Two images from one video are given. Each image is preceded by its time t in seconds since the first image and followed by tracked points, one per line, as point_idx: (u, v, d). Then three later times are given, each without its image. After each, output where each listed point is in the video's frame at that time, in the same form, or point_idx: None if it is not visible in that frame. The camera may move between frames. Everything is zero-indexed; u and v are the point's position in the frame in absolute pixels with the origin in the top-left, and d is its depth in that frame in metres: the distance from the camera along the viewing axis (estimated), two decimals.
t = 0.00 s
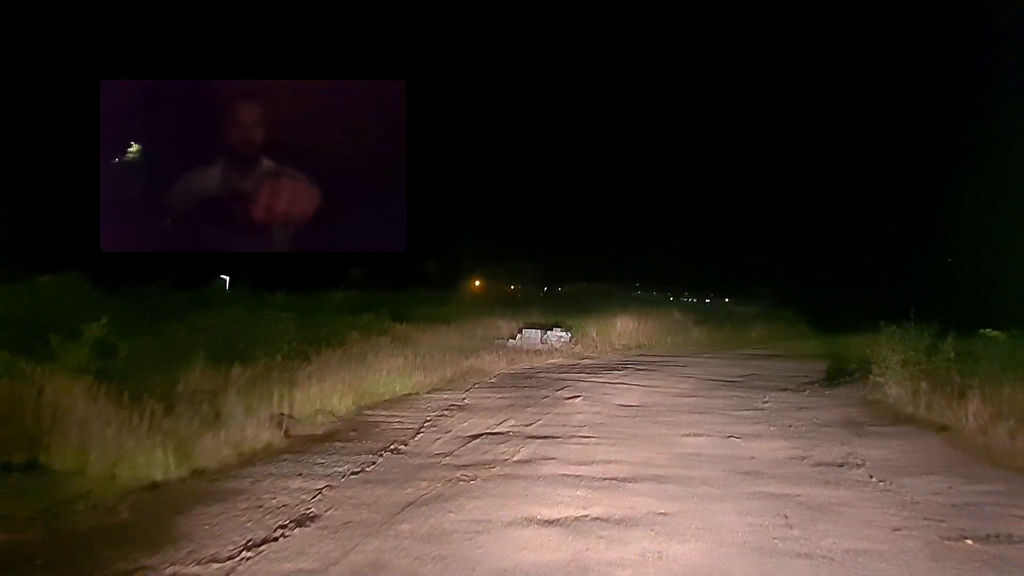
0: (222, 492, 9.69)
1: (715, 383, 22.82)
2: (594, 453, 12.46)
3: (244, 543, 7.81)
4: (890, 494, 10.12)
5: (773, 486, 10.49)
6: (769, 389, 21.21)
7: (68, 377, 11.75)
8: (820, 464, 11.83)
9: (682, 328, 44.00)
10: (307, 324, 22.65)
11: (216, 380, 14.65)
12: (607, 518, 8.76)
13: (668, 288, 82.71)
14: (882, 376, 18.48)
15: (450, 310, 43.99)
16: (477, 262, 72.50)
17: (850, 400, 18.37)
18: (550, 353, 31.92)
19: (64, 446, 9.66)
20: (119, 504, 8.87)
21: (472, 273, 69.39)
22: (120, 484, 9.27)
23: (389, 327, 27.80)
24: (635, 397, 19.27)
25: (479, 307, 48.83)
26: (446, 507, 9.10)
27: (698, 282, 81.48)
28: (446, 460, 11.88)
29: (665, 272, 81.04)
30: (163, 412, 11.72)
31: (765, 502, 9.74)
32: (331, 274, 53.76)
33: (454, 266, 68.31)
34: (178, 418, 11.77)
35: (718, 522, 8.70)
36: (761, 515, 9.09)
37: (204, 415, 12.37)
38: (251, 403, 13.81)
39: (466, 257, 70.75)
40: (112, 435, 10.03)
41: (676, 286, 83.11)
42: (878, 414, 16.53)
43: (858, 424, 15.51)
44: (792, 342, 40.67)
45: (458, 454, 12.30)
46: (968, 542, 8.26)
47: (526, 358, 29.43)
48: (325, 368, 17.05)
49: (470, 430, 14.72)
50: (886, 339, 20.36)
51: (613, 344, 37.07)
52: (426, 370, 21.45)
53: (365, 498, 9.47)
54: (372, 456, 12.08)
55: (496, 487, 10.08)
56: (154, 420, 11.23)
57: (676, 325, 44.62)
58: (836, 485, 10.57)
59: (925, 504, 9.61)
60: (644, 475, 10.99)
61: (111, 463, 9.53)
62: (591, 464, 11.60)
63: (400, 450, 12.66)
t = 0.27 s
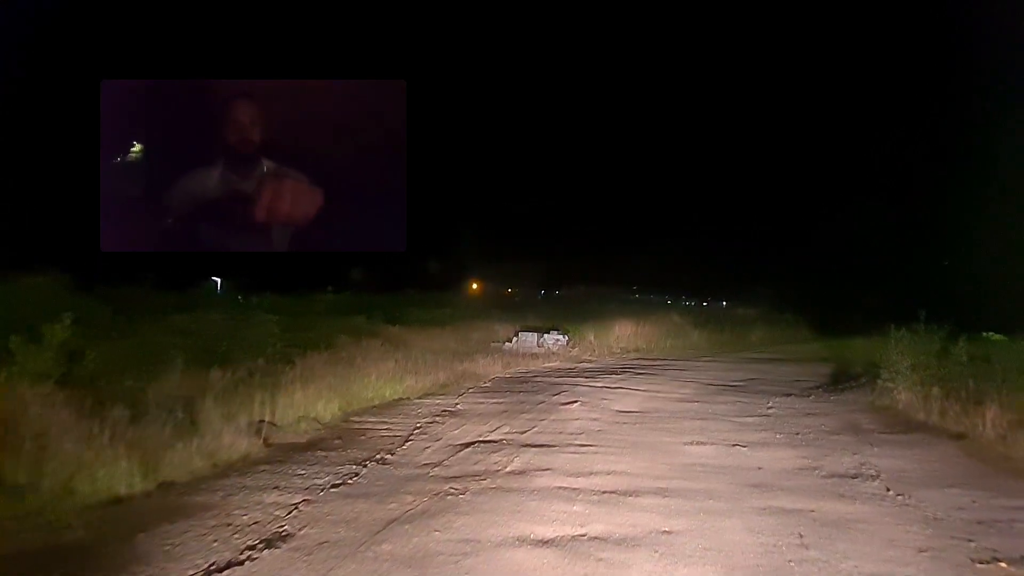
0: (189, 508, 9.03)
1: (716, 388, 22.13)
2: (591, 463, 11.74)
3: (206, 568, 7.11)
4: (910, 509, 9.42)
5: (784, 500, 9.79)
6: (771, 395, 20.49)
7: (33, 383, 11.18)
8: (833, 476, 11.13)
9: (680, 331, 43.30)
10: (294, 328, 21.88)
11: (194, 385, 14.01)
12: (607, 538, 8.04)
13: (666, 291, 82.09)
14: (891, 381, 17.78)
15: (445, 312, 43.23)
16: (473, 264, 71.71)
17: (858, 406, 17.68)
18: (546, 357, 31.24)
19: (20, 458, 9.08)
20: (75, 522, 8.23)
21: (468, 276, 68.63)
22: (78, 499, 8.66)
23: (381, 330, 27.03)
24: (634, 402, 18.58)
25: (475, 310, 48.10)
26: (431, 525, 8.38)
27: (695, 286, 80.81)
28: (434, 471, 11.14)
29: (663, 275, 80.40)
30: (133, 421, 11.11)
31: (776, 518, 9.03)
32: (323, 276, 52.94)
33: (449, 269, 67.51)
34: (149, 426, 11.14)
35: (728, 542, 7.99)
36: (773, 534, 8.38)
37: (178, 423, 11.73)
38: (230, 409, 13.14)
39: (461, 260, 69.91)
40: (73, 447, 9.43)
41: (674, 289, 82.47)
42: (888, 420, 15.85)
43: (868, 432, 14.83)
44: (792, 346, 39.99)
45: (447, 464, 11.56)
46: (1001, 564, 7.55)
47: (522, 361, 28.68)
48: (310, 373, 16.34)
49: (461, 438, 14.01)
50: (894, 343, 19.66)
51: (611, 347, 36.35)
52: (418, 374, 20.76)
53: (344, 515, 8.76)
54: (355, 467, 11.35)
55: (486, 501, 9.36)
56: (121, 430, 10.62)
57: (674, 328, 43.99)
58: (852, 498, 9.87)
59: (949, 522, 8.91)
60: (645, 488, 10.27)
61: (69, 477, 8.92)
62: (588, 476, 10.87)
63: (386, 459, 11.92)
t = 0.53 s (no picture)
0: (151, 525, 8.47)
1: (718, 392, 21.41)
2: (589, 475, 11.01)
3: None
4: (934, 527, 8.74)
5: (798, 517, 9.07)
6: (775, 399, 19.81)
7: None
8: (847, 489, 10.43)
9: (679, 332, 42.64)
10: (282, 330, 21.18)
11: (170, 389, 13.38)
12: (604, 563, 7.33)
13: (664, 292, 81.41)
14: (901, 386, 17.11)
15: (440, 313, 42.51)
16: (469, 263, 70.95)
17: (866, 412, 17.01)
18: (542, 358, 30.52)
19: None
20: (20, 544, 7.69)
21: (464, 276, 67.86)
22: (29, 518, 8.17)
23: (373, 331, 26.30)
24: (632, 407, 17.88)
25: (470, 310, 47.41)
26: (412, 549, 7.66)
27: (693, 287, 80.20)
28: (420, 484, 10.43)
29: (660, 274, 79.73)
30: (97, 432, 10.56)
31: (790, 538, 8.33)
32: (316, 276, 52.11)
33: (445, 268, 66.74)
34: (119, 434, 10.59)
35: (738, 568, 7.29)
36: (786, 557, 7.70)
37: (150, 430, 11.15)
38: (208, 416, 12.53)
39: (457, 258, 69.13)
40: (27, 466, 8.97)
41: (672, 290, 81.82)
42: (899, 427, 15.16)
43: (879, 439, 14.14)
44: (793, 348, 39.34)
45: (435, 476, 10.84)
46: None
47: (518, 363, 27.98)
48: (296, 376, 15.70)
49: (452, 446, 13.28)
50: (903, 347, 19.01)
51: (609, 349, 35.68)
52: (408, 377, 20.05)
53: (318, 536, 8.04)
54: (337, 479, 10.66)
55: (476, 520, 8.63)
56: (83, 442, 10.08)
57: (673, 329, 43.31)
58: (869, 515, 9.17)
59: (978, 543, 8.22)
60: (647, 504, 9.53)
61: (19, 496, 8.43)
62: (586, 489, 10.15)
63: (371, 470, 11.23)
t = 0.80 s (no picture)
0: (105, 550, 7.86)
1: (719, 395, 20.69)
2: (587, 488, 10.29)
3: None
4: (961, 544, 8.07)
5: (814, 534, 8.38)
6: (780, 402, 19.09)
7: None
8: (863, 501, 9.75)
9: (678, 332, 41.94)
10: (266, 334, 20.38)
11: (143, 397, 12.72)
12: None
13: (661, 291, 80.67)
14: (911, 388, 16.44)
15: (434, 314, 41.71)
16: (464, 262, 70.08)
17: (874, 415, 16.34)
18: (538, 361, 29.74)
19: None
20: None
21: (458, 276, 67.01)
22: None
23: (363, 335, 25.50)
24: (631, 412, 17.14)
25: (465, 311, 46.63)
26: None
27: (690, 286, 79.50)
28: (406, 500, 9.68)
29: (658, 274, 79.02)
30: (57, 449, 9.98)
31: (808, 559, 7.62)
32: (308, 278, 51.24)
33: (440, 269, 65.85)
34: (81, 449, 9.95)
35: None
36: None
37: (116, 443, 10.51)
38: (181, 426, 11.86)
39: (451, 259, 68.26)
40: None
41: (669, 290, 81.09)
42: (911, 431, 14.50)
43: (891, 445, 13.48)
44: (794, 348, 38.66)
45: (421, 491, 10.10)
46: None
47: (513, 366, 27.21)
48: (279, 383, 14.99)
49: (441, 456, 12.56)
50: (912, 347, 18.35)
51: (607, 350, 34.95)
52: (399, 382, 19.31)
53: (288, 563, 7.32)
54: (315, 495, 9.93)
55: (463, 542, 7.92)
56: (39, 461, 9.49)
57: (672, 329, 42.62)
58: (891, 531, 8.50)
59: (1011, 562, 7.55)
60: (650, 521, 8.82)
61: None
62: (584, 505, 9.42)
63: (353, 485, 10.50)
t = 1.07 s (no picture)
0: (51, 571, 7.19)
1: (720, 401, 19.98)
2: (583, 503, 9.58)
3: None
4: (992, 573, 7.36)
5: (830, 561, 7.67)
6: (783, 409, 18.39)
7: None
8: (880, 522, 9.05)
9: (676, 335, 41.23)
10: (252, 333, 19.63)
11: (114, 397, 12.07)
12: None
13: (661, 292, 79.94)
14: (923, 398, 15.75)
15: (429, 314, 40.97)
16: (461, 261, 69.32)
17: (884, 424, 15.63)
18: (535, 362, 29.03)
19: None
20: None
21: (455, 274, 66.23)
22: None
23: (353, 334, 24.74)
24: (630, 418, 16.43)
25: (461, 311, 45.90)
26: None
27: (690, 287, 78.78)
28: (386, 516, 8.95)
29: (656, 275, 78.27)
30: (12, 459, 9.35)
31: None
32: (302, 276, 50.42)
33: (436, 267, 65.09)
34: (36, 461, 9.39)
35: None
36: None
37: (78, 450, 9.86)
38: (152, 430, 11.22)
39: (448, 257, 67.50)
40: None
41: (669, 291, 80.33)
42: (924, 443, 13.79)
43: (905, 457, 12.78)
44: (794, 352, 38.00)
45: (405, 504, 9.38)
46: None
47: (508, 368, 26.45)
48: (260, 385, 14.28)
49: (428, 464, 11.85)
50: (923, 355, 17.66)
51: (604, 352, 34.25)
52: (388, 384, 18.62)
53: None
54: (289, 508, 9.23)
55: (445, 567, 7.20)
56: None
57: (671, 332, 41.93)
58: (913, 557, 7.79)
59: None
60: (650, 542, 8.11)
61: None
62: (580, 523, 8.70)
63: (332, 497, 9.78)
